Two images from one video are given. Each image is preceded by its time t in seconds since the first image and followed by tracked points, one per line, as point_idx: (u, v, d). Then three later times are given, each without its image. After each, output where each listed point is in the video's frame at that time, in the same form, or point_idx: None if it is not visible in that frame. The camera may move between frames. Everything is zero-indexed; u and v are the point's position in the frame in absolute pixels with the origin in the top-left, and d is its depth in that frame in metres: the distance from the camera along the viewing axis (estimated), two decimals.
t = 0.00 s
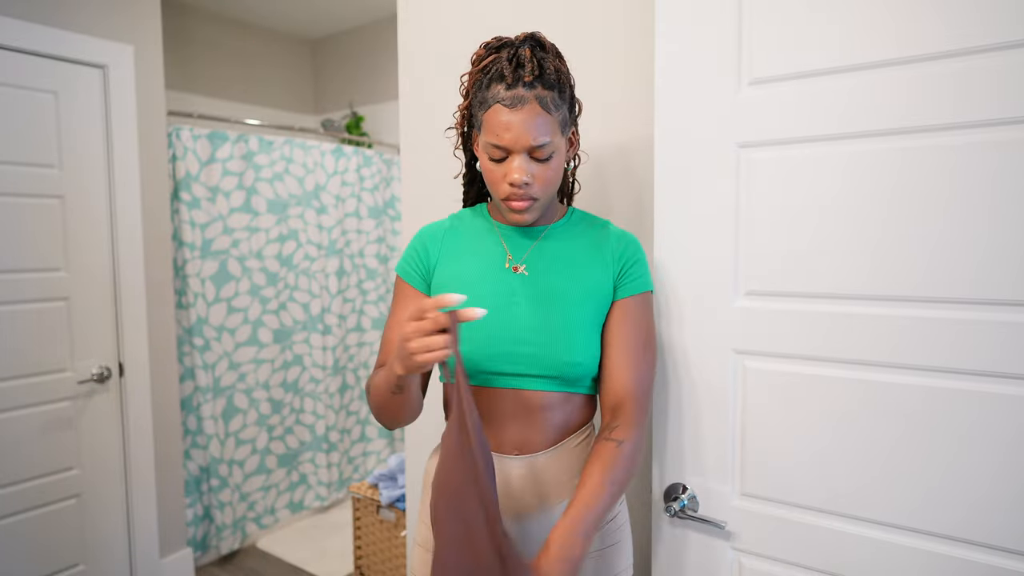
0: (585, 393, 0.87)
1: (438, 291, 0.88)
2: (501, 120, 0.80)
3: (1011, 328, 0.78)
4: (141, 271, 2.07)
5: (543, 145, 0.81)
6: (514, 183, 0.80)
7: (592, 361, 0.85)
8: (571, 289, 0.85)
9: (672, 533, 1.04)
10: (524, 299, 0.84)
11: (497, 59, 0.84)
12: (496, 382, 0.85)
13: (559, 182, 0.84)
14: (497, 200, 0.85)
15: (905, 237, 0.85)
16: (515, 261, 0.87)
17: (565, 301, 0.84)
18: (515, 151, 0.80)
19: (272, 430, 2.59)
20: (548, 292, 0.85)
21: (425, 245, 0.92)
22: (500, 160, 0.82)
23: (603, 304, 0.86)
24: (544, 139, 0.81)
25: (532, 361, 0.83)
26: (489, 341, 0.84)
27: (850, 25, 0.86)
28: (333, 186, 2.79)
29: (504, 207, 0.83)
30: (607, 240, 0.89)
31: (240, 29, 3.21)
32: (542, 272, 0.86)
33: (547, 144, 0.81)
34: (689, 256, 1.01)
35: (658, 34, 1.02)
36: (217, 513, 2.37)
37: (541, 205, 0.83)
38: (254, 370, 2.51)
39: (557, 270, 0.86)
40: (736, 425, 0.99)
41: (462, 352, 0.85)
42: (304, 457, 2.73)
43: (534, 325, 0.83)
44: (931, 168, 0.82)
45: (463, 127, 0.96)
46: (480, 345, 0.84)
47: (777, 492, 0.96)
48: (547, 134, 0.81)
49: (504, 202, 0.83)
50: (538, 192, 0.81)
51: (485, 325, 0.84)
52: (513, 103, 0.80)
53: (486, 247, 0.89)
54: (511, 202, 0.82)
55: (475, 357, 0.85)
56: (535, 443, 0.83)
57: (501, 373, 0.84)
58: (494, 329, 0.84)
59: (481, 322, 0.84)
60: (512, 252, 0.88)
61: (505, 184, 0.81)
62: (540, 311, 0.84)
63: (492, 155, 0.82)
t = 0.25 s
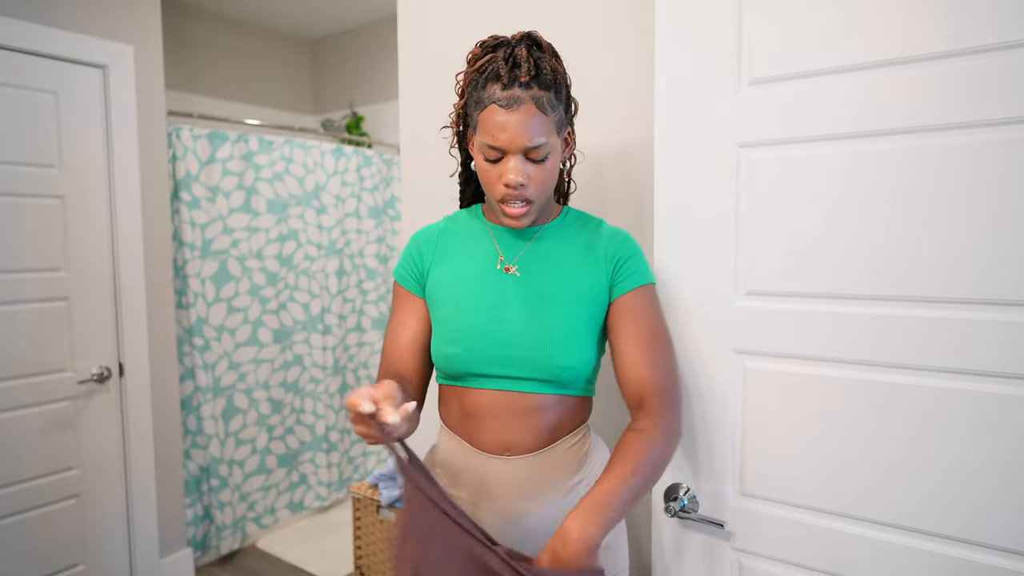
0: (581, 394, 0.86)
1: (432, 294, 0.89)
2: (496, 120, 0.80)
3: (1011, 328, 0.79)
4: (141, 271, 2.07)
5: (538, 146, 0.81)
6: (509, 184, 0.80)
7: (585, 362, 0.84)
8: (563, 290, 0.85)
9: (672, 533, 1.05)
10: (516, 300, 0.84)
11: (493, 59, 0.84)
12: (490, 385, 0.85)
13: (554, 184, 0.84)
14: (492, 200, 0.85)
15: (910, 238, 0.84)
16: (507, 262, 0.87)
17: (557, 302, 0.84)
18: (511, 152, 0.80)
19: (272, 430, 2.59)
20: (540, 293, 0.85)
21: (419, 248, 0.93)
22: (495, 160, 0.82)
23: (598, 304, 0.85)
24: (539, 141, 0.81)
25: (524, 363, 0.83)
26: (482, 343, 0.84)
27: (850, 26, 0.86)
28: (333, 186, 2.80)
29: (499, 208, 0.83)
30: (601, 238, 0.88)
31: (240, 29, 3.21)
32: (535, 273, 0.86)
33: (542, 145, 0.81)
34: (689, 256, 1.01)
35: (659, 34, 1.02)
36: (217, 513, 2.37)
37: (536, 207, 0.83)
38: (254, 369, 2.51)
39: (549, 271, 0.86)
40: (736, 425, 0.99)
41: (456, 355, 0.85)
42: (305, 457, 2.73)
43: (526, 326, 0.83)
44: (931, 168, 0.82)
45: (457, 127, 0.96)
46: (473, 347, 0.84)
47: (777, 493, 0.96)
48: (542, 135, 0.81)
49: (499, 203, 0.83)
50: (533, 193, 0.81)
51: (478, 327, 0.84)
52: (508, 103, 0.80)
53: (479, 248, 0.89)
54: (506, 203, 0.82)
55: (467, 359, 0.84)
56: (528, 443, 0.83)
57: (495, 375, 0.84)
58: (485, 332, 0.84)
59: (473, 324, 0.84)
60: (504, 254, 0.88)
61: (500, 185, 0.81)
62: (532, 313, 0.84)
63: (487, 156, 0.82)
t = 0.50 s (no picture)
0: (581, 393, 0.86)
1: (431, 294, 0.89)
2: (474, 120, 0.81)
3: (1013, 328, 0.78)
4: (141, 271, 2.07)
5: (518, 143, 0.80)
6: (491, 183, 0.80)
7: (585, 363, 0.84)
8: (562, 292, 0.85)
9: (672, 533, 1.05)
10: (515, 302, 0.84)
11: (476, 60, 0.84)
12: (489, 387, 0.84)
13: (540, 180, 0.82)
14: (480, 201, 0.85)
15: (914, 238, 0.84)
16: (506, 263, 0.87)
17: (556, 304, 0.84)
18: (491, 150, 0.80)
19: (272, 430, 2.59)
20: (539, 295, 0.85)
21: (418, 246, 0.93)
22: (479, 160, 0.82)
23: (600, 306, 0.85)
24: (518, 138, 0.80)
25: (523, 365, 0.83)
26: (481, 345, 0.84)
27: (849, 26, 0.86)
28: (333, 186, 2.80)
29: (486, 208, 0.83)
30: (601, 239, 0.88)
31: (240, 29, 3.21)
32: (534, 274, 0.86)
33: (522, 142, 0.80)
34: (689, 256, 1.01)
35: (658, 35, 1.02)
36: (217, 513, 2.37)
37: (522, 204, 0.82)
38: (254, 370, 2.51)
39: (548, 273, 0.86)
40: (735, 426, 0.99)
41: (455, 356, 0.85)
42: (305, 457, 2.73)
43: (525, 328, 0.83)
44: (935, 167, 0.82)
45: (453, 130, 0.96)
46: (472, 348, 0.84)
47: (778, 493, 0.96)
48: (522, 133, 0.80)
49: (485, 202, 0.82)
50: (517, 191, 0.80)
51: (477, 328, 0.84)
52: (485, 101, 0.80)
53: (479, 248, 0.89)
54: (491, 202, 0.82)
55: (466, 360, 0.85)
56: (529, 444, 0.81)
57: (493, 377, 0.84)
58: (484, 333, 0.84)
59: (472, 325, 0.84)
60: (504, 255, 0.88)
61: (483, 184, 0.81)
62: (531, 314, 0.84)
63: (470, 156, 0.82)
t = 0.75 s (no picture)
0: (586, 399, 0.87)
1: (433, 294, 0.89)
2: (466, 116, 0.81)
3: (1012, 328, 0.78)
4: (141, 271, 2.07)
5: (511, 135, 0.80)
6: (488, 177, 0.80)
7: (587, 368, 0.85)
8: (566, 294, 0.85)
9: (672, 533, 1.05)
10: (518, 305, 0.84)
11: (467, 58, 0.85)
12: (491, 391, 0.85)
13: (538, 169, 0.82)
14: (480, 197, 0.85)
15: (914, 238, 0.84)
16: (510, 264, 0.86)
17: (559, 307, 0.84)
18: (485, 145, 0.80)
19: (272, 430, 2.59)
20: (542, 297, 0.85)
21: (420, 245, 0.92)
22: (474, 156, 0.82)
23: (604, 310, 0.86)
24: (511, 130, 0.80)
25: (526, 368, 0.83)
26: (483, 347, 0.84)
27: (850, 27, 0.86)
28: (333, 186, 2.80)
29: (487, 203, 0.83)
30: (606, 243, 0.89)
31: (240, 29, 3.21)
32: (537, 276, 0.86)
33: (515, 134, 0.80)
34: (689, 256, 1.01)
35: (658, 35, 1.02)
36: (217, 513, 2.37)
37: (522, 196, 0.82)
38: (254, 370, 2.51)
39: (552, 276, 0.86)
40: (735, 426, 0.99)
41: (457, 358, 0.85)
42: (305, 457, 2.73)
43: (527, 331, 0.83)
44: (936, 167, 0.82)
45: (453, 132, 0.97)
46: (474, 350, 0.84)
47: (778, 493, 0.96)
48: (514, 124, 0.80)
49: (485, 197, 0.83)
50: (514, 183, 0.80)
51: (478, 330, 0.84)
52: (475, 96, 0.80)
53: (482, 249, 0.89)
54: (491, 197, 0.82)
55: (468, 363, 0.84)
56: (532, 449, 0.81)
57: (495, 379, 0.84)
58: (486, 335, 0.84)
59: (474, 327, 0.84)
60: (507, 256, 0.87)
61: (480, 179, 0.81)
62: (534, 316, 0.84)
63: (466, 153, 0.83)
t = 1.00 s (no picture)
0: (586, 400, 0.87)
1: (434, 296, 0.89)
2: (475, 121, 0.81)
3: (1012, 328, 0.78)
4: (140, 271, 2.07)
5: (520, 141, 0.80)
6: (497, 184, 0.80)
7: (587, 370, 0.84)
8: (568, 297, 0.84)
9: (672, 533, 1.05)
10: (519, 307, 0.84)
11: (473, 61, 0.84)
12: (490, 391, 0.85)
13: (546, 177, 0.82)
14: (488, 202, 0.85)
15: (913, 239, 0.84)
16: (512, 266, 0.86)
17: (561, 310, 0.84)
18: (494, 151, 0.80)
19: (272, 430, 2.59)
20: (543, 300, 0.85)
21: (422, 245, 0.93)
22: (482, 161, 0.82)
23: (606, 314, 0.85)
24: (521, 136, 0.80)
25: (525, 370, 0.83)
26: (483, 348, 0.84)
27: (850, 27, 0.86)
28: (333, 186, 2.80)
29: (494, 209, 0.83)
30: (609, 245, 0.88)
31: (240, 28, 3.21)
32: (539, 279, 0.86)
33: (525, 140, 0.80)
34: (689, 256, 1.01)
35: (658, 35, 1.02)
36: (217, 513, 2.37)
37: (530, 203, 0.82)
38: (254, 370, 2.51)
39: (554, 278, 0.86)
40: (735, 425, 1.00)
41: (456, 359, 0.85)
42: (305, 457, 2.73)
43: (528, 333, 0.83)
44: (937, 167, 0.82)
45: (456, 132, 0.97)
46: (473, 352, 0.84)
47: (778, 493, 0.96)
48: (524, 130, 0.80)
49: (493, 204, 0.83)
50: (523, 190, 0.81)
51: (478, 332, 0.84)
52: (484, 101, 0.80)
53: (484, 251, 0.89)
54: (499, 203, 0.82)
55: (468, 365, 0.85)
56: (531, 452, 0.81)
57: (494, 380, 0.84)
58: (486, 337, 0.84)
59: (474, 328, 0.84)
60: (509, 257, 0.87)
61: (489, 186, 0.81)
62: (535, 319, 0.84)
63: (475, 158, 0.83)
